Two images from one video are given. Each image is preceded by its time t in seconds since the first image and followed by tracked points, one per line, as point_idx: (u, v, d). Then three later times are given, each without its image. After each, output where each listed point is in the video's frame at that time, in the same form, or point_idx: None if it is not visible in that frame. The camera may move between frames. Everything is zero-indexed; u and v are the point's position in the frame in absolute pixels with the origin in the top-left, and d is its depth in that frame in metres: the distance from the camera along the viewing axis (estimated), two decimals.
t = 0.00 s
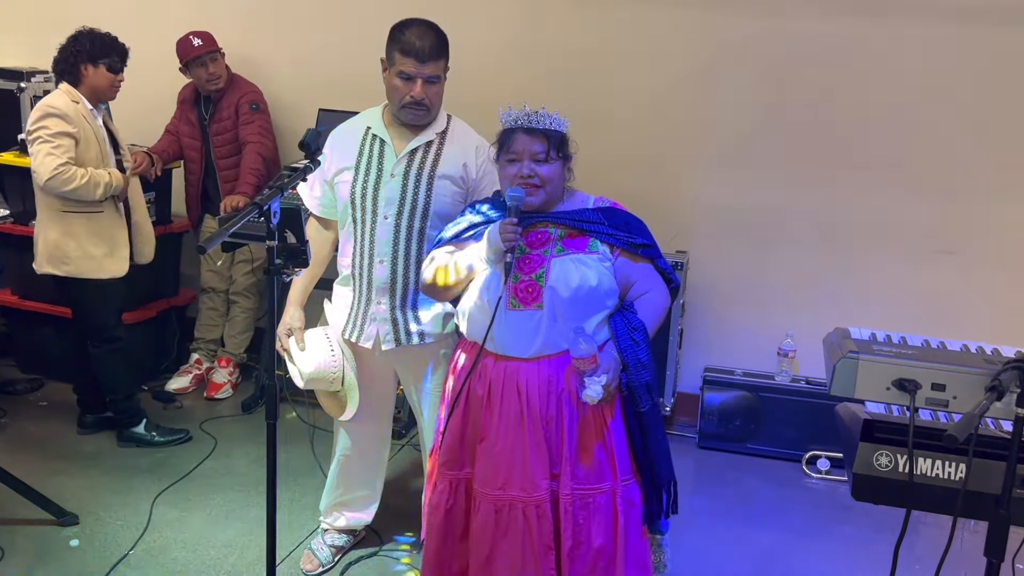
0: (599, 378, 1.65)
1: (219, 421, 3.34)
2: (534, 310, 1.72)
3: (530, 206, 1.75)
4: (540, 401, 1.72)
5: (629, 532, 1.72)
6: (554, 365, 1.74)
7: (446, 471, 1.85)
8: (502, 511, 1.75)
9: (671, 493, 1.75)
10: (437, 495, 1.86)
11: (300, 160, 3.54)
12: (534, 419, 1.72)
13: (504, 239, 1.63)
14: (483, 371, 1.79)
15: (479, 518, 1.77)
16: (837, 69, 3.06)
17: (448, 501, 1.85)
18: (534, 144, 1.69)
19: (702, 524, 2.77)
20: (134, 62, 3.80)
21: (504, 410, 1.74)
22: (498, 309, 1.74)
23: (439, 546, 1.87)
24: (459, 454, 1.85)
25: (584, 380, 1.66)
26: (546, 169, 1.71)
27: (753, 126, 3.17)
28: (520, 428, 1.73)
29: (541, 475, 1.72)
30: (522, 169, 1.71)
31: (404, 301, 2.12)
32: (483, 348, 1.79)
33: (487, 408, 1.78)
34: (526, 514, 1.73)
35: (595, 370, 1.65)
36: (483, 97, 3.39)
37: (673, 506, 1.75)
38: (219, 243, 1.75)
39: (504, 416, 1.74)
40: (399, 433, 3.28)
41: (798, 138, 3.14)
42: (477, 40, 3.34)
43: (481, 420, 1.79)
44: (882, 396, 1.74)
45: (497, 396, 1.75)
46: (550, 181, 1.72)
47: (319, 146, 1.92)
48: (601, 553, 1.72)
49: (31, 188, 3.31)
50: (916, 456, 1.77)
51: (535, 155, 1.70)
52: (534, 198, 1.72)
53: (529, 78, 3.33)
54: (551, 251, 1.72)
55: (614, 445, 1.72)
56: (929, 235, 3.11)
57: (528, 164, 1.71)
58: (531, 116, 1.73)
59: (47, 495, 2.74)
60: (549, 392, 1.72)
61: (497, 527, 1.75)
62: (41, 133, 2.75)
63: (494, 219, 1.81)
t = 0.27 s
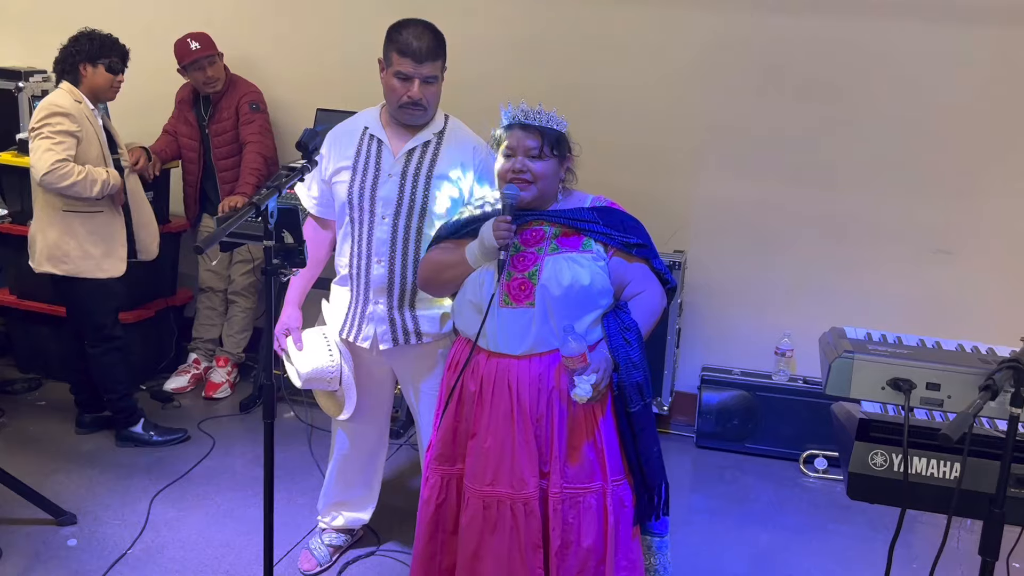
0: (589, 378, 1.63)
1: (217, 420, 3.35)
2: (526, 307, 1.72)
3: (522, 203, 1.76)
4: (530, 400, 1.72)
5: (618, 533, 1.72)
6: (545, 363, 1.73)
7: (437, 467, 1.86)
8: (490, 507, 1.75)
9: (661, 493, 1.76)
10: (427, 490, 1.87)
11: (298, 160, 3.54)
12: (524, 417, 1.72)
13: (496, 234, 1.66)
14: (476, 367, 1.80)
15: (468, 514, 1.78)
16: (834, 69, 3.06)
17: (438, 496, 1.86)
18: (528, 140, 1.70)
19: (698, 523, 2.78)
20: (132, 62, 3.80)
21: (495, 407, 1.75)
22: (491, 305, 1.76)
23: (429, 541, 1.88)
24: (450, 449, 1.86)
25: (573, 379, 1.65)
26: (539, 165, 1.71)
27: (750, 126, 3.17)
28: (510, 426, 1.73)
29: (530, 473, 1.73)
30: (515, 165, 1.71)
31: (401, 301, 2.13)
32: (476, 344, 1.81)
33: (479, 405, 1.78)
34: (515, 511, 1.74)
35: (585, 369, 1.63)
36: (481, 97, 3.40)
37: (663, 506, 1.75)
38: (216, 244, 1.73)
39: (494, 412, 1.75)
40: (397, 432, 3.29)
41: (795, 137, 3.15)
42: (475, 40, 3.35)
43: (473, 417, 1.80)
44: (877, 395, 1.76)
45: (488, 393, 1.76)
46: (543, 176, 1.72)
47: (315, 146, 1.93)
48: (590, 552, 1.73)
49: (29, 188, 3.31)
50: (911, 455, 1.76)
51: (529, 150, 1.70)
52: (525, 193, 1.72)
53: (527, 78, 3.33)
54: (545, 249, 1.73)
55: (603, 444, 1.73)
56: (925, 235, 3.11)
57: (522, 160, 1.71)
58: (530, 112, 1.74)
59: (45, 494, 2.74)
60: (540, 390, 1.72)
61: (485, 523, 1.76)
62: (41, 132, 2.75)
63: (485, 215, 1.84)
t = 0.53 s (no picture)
0: (595, 370, 1.64)
1: (216, 420, 3.35)
2: (527, 307, 1.73)
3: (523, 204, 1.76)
4: (532, 400, 1.73)
5: (620, 531, 1.73)
6: (547, 363, 1.74)
7: (438, 468, 1.86)
8: (492, 508, 1.76)
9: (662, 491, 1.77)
10: (428, 491, 1.87)
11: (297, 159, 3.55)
12: (525, 417, 1.73)
13: (496, 236, 1.66)
14: (477, 368, 1.81)
15: (470, 514, 1.78)
16: (831, 69, 3.07)
17: (438, 497, 1.87)
18: (527, 143, 1.70)
19: (696, 523, 2.78)
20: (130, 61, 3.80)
21: (496, 407, 1.75)
22: (492, 306, 1.77)
23: (430, 541, 1.89)
24: (451, 450, 1.86)
25: (580, 371, 1.66)
26: (539, 167, 1.72)
27: (748, 126, 3.18)
28: (511, 426, 1.74)
29: (532, 473, 1.73)
30: (515, 168, 1.72)
31: (399, 301, 2.13)
32: (477, 345, 1.81)
33: (480, 405, 1.79)
34: (517, 511, 1.74)
35: (591, 361, 1.66)
36: (479, 97, 3.40)
37: (663, 503, 1.76)
38: (214, 243, 1.73)
39: (496, 412, 1.75)
40: (395, 432, 3.29)
41: (793, 138, 3.15)
42: (473, 40, 3.35)
43: (474, 418, 1.80)
44: (872, 395, 1.76)
45: (490, 393, 1.76)
46: (543, 179, 1.73)
47: (310, 147, 1.94)
48: (592, 551, 1.73)
49: (27, 188, 3.31)
50: (906, 455, 1.77)
51: (528, 153, 1.71)
52: (526, 196, 1.73)
53: (525, 78, 3.33)
54: (545, 249, 1.73)
55: (606, 444, 1.73)
56: (922, 235, 3.12)
57: (522, 162, 1.71)
58: (527, 114, 1.73)
59: (43, 494, 2.74)
60: (542, 390, 1.73)
61: (488, 523, 1.77)
62: (40, 131, 2.74)
63: (486, 216, 1.82)
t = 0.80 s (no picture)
0: (601, 372, 1.66)
1: (213, 420, 3.35)
2: (534, 309, 1.73)
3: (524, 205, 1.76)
4: (541, 401, 1.73)
5: (629, 527, 1.75)
6: (555, 364, 1.75)
7: (446, 472, 1.86)
8: (504, 511, 1.76)
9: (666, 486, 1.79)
10: (436, 495, 1.87)
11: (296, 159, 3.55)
12: (535, 418, 1.73)
13: (502, 237, 1.66)
14: (484, 371, 1.80)
15: (481, 518, 1.78)
16: (829, 69, 3.07)
17: (446, 501, 1.86)
18: (527, 143, 1.70)
19: (694, 523, 2.78)
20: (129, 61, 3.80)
21: (506, 410, 1.75)
22: (499, 309, 1.76)
23: (439, 545, 1.88)
24: (458, 454, 1.85)
25: (586, 374, 1.67)
26: (538, 167, 1.72)
27: (746, 126, 3.18)
28: (522, 428, 1.74)
29: (543, 474, 1.73)
30: (514, 168, 1.71)
31: (396, 301, 2.13)
32: (483, 348, 1.80)
33: (489, 408, 1.78)
34: (528, 512, 1.74)
35: (597, 364, 1.66)
36: (478, 97, 3.40)
37: (667, 498, 1.79)
38: (211, 243, 1.73)
39: (506, 415, 1.75)
40: (393, 431, 3.29)
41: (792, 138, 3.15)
42: (472, 40, 3.35)
43: (482, 421, 1.80)
44: (870, 395, 1.76)
45: (498, 396, 1.76)
46: (543, 179, 1.73)
47: (309, 147, 1.92)
48: (602, 549, 1.75)
49: (25, 187, 3.31)
50: (903, 455, 1.77)
51: (528, 153, 1.71)
52: (527, 195, 1.73)
53: (524, 78, 3.33)
54: (549, 250, 1.73)
55: (614, 442, 1.74)
56: (920, 235, 3.12)
57: (521, 163, 1.71)
58: (526, 114, 1.73)
59: (41, 495, 2.74)
60: (551, 391, 1.73)
61: (499, 526, 1.76)
62: (39, 132, 2.74)
63: (490, 218, 1.81)
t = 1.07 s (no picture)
0: (614, 373, 1.67)
1: (213, 420, 3.34)
2: (545, 311, 1.73)
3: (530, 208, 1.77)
4: (555, 402, 1.74)
5: (643, 523, 1.77)
6: (566, 365, 1.76)
7: (457, 478, 1.85)
8: (521, 514, 1.75)
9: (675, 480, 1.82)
10: (448, 502, 1.86)
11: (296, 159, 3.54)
12: (550, 420, 1.73)
13: (512, 240, 1.66)
14: (494, 375, 1.79)
15: (497, 523, 1.77)
16: (830, 68, 3.06)
17: (458, 507, 1.85)
18: (532, 147, 1.71)
19: (694, 523, 2.78)
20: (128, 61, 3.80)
21: (519, 413, 1.75)
22: (509, 313, 1.75)
23: (451, 552, 1.88)
24: (469, 459, 1.84)
25: (599, 375, 1.69)
26: (543, 169, 1.73)
27: (747, 126, 3.17)
28: (536, 431, 1.74)
29: (559, 475, 1.74)
30: (521, 172, 1.72)
31: (397, 301, 2.13)
32: (493, 352, 1.79)
33: (501, 411, 1.78)
34: (545, 515, 1.75)
35: (609, 366, 1.68)
36: (478, 97, 3.39)
37: (675, 494, 1.80)
38: (211, 243, 1.73)
39: (519, 418, 1.75)
40: (393, 431, 3.29)
41: (793, 138, 3.15)
42: (472, 40, 3.34)
43: (494, 425, 1.79)
44: (872, 395, 1.77)
45: (511, 399, 1.75)
46: (548, 181, 1.74)
47: (309, 147, 1.92)
48: (617, 546, 1.76)
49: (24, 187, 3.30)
50: (906, 455, 1.76)
51: (534, 157, 1.72)
52: (534, 199, 1.74)
53: (525, 78, 3.33)
54: (556, 251, 1.74)
55: (626, 440, 1.76)
56: (921, 234, 3.12)
57: (528, 166, 1.72)
58: (525, 117, 1.76)
59: (40, 495, 2.73)
60: (564, 392, 1.74)
61: (516, 530, 1.76)
62: (46, 134, 2.73)
63: (494, 221, 1.80)
